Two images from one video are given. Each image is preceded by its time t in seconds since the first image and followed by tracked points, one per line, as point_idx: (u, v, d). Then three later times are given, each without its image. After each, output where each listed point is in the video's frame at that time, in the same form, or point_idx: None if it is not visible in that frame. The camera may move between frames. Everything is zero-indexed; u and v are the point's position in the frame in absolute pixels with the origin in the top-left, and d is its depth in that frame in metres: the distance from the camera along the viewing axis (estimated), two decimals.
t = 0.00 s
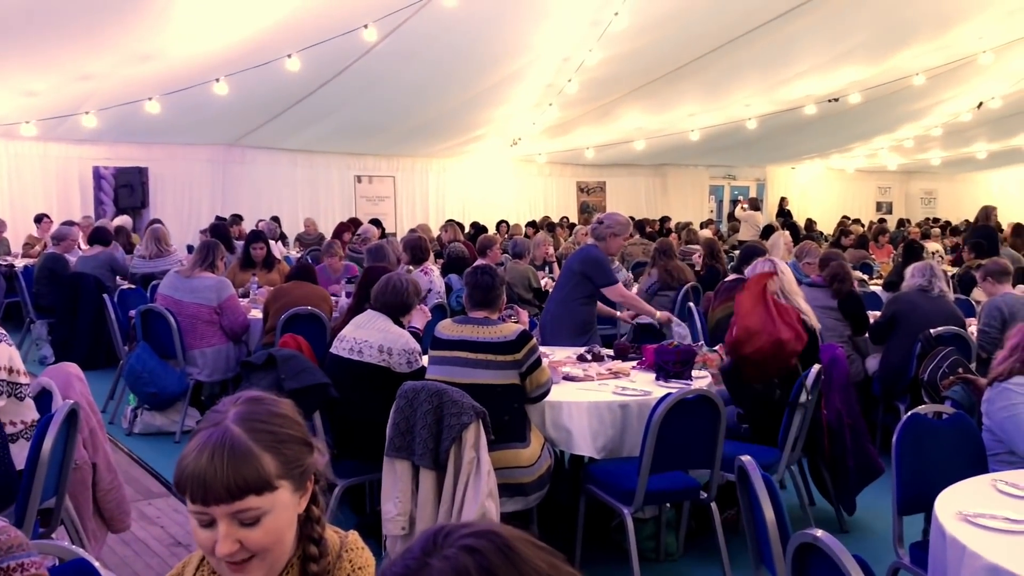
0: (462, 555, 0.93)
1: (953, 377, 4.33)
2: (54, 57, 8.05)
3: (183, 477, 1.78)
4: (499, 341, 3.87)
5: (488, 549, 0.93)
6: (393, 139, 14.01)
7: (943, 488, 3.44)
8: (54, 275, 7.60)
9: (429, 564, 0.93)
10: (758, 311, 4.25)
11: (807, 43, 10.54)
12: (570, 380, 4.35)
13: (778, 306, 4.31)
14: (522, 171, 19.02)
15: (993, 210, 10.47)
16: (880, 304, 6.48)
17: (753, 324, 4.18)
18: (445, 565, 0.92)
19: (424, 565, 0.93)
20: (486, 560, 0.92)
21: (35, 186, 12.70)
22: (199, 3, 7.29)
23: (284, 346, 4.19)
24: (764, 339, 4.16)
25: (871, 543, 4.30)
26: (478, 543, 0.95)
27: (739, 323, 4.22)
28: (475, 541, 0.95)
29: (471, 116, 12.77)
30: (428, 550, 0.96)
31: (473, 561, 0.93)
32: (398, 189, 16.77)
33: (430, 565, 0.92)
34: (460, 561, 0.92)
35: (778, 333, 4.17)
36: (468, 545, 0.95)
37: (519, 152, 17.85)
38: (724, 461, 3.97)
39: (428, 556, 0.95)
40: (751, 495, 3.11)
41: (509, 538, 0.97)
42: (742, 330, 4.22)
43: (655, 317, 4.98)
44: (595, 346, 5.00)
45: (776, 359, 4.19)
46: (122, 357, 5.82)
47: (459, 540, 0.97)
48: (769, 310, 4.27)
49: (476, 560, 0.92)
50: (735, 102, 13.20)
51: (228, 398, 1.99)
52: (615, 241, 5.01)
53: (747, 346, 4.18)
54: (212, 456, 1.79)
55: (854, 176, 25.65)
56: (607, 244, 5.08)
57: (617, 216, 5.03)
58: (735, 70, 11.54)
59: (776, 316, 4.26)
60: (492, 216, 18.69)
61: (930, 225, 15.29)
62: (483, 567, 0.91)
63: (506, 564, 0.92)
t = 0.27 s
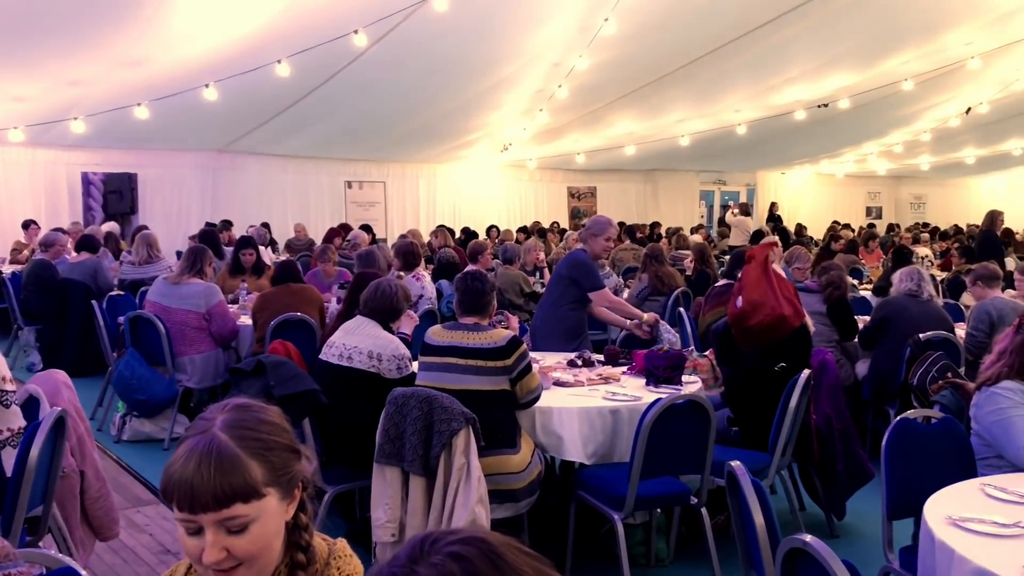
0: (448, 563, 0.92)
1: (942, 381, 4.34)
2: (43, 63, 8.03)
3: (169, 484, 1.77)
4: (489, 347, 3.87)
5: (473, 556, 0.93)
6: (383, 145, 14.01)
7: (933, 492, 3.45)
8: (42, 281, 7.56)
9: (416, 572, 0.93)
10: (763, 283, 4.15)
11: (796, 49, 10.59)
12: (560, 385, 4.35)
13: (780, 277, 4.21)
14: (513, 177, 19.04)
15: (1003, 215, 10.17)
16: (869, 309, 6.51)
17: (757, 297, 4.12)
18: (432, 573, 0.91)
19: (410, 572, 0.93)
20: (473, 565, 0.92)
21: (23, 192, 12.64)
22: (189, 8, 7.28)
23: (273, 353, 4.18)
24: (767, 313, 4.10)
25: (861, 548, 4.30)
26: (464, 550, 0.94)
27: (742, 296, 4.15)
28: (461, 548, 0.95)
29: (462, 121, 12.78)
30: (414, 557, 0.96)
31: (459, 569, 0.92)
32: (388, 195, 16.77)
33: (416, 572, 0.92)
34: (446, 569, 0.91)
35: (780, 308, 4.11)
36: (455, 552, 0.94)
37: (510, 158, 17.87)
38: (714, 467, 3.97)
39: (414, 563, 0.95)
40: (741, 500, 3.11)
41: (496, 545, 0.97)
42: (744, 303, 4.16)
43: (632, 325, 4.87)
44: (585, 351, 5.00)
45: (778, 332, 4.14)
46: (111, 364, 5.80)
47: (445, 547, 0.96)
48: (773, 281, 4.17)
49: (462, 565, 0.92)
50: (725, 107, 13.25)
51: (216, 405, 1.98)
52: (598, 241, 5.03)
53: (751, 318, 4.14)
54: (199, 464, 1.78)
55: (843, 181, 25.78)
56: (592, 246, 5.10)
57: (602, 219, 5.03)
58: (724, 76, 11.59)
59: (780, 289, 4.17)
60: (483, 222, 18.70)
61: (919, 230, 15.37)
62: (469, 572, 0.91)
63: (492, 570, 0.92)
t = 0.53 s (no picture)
0: (434, 563, 0.94)
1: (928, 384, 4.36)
2: (29, 67, 7.99)
3: (153, 492, 1.76)
4: (477, 351, 3.86)
5: (459, 556, 0.94)
6: (372, 149, 14.00)
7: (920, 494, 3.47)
8: (27, 287, 7.52)
9: (402, 573, 0.94)
10: (741, 275, 4.32)
11: (784, 53, 10.64)
12: (549, 390, 4.35)
13: (761, 270, 4.35)
14: (502, 181, 19.05)
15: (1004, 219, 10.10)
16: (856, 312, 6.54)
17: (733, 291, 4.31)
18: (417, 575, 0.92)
19: (397, 573, 0.94)
20: (457, 565, 0.93)
21: (9, 197, 12.55)
22: (176, 13, 7.26)
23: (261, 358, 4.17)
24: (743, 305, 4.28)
25: (848, 551, 4.33)
26: (450, 552, 0.95)
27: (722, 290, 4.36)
28: (446, 549, 0.96)
29: (450, 126, 12.79)
30: (401, 559, 0.97)
31: (445, 569, 0.94)
32: (377, 199, 16.76)
33: (402, 573, 0.93)
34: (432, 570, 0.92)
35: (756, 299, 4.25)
36: (440, 554, 0.95)
37: (498, 162, 17.89)
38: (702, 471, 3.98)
39: (400, 564, 0.95)
40: (727, 505, 3.12)
41: (482, 546, 0.98)
42: (724, 295, 4.35)
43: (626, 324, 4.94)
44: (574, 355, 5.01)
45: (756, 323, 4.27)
46: (98, 370, 5.77)
47: (431, 548, 0.97)
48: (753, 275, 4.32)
49: (447, 565, 0.93)
50: (714, 111, 13.30)
51: (201, 412, 1.98)
52: (586, 246, 5.03)
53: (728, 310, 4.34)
54: (184, 471, 1.78)
55: (831, 185, 25.90)
56: (580, 250, 5.10)
57: (589, 223, 5.04)
58: (713, 80, 11.63)
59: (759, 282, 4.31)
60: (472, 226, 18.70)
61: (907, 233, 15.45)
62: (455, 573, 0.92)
63: (478, 570, 0.93)
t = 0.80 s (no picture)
0: (415, 563, 0.95)
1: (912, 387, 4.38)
2: (12, 72, 7.94)
3: (135, 501, 1.75)
4: (463, 356, 3.86)
5: (441, 557, 0.95)
6: (358, 154, 13.99)
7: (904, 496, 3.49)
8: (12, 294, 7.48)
9: (385, 572, 0.95)
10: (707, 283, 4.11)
11: (770, 58, 10.69)
12: (535, 395, 4.36)
13: (731, 279, 4.07)
14: (489, 185, 19.06)
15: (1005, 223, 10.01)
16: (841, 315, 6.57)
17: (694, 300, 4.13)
18: None
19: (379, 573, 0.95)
20: (440, 565, 0.95)
21: None
22: (160, 18, 7.24)
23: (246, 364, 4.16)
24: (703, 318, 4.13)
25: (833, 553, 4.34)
26: (433, 551, 0.97)
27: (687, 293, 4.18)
28: (429, 550, 0.97)
29: (437, 131, 12.79)
30: (384, 560, 0.98)
31: (428, 569, 0.95)
32: (364, 204, 16.76)
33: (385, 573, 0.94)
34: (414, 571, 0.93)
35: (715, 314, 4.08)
36: (424, 554, 0.97)
37: (485, 167, 17.88)
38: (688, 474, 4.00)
39: (383, 565, 0.96)
40: (711, 508, 3.13)
41: (465, 547, 0.99)
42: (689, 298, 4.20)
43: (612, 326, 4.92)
44: (561, 360, 5.02)
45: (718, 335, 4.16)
46: (83, 377, 5.76)
47: (414, 549, 0.98)
48: (721, 282, 4.09)
49: (429, 566, 0.94)
50: (700, 116, 13.35)
51: (183, 422, 1.97)
52: (576, 252, 4.99)
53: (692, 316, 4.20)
54: (166, 480, 1.77)
55: (816, 188, 26.04)
56: (569, 255, 5.07)
57: (578, 229, 5.00)
58: (699, 85, 11.67)
59: (725, 290, 4.09)
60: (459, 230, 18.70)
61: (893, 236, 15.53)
62: (437, 574, 0.93)
63: (460, 571, 0.94)
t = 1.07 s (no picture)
0: (408, 566, 1.01)
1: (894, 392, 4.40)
2: None
3: (112, 509, 1.74)
4: (447, 363, 3.86)
5: (434, 560, 1.02)
6: (344, 160, 13.99)
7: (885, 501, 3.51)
8: None
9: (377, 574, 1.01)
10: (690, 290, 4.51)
11: (755, 64, 10.76)
12: (519, 401, 4.37)
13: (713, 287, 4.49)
14: (475, 191, 19.07)
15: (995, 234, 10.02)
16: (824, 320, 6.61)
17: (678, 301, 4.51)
18: None
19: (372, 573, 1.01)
20: (432, 567, 1.02)
21: None
22: (143, 23, 7.22)
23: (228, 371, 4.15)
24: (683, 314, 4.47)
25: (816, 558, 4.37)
26: (425, 556, 1.03)
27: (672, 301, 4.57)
28: (421, 553, 1.03)
29: (422, 136, 12.80)
30: (375, 562, 1.04)
31: (420, 572, 1.01)
32: (349, 210, 16.74)
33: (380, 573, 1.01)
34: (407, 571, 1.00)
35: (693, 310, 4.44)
36: (415, 558, 1.03)
37: (471, 172, 17.90)
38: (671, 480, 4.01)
39: (375, 567, 1.02)
40: (693, 515, 3.14)
41: (456, 550, 1.06)
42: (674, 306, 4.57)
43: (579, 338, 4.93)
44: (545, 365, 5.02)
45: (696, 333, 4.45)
46: (65, 385, 5.72)
47: (406, 551, 1.05)
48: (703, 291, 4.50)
49: (422, 568, 1.01)
50: (686, 121, 13.41)
51: (160, 429, 1.95)
52: (564, 259, 5.00)
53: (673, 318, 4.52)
54: (143, 488, 1.76)
55: (801, 193, 26.19)
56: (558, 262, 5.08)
57: (565, 235, 5.01)
58: (685, 90, 11.72)
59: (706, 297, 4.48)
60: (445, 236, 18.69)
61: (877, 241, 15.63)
62: None
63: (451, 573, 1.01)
